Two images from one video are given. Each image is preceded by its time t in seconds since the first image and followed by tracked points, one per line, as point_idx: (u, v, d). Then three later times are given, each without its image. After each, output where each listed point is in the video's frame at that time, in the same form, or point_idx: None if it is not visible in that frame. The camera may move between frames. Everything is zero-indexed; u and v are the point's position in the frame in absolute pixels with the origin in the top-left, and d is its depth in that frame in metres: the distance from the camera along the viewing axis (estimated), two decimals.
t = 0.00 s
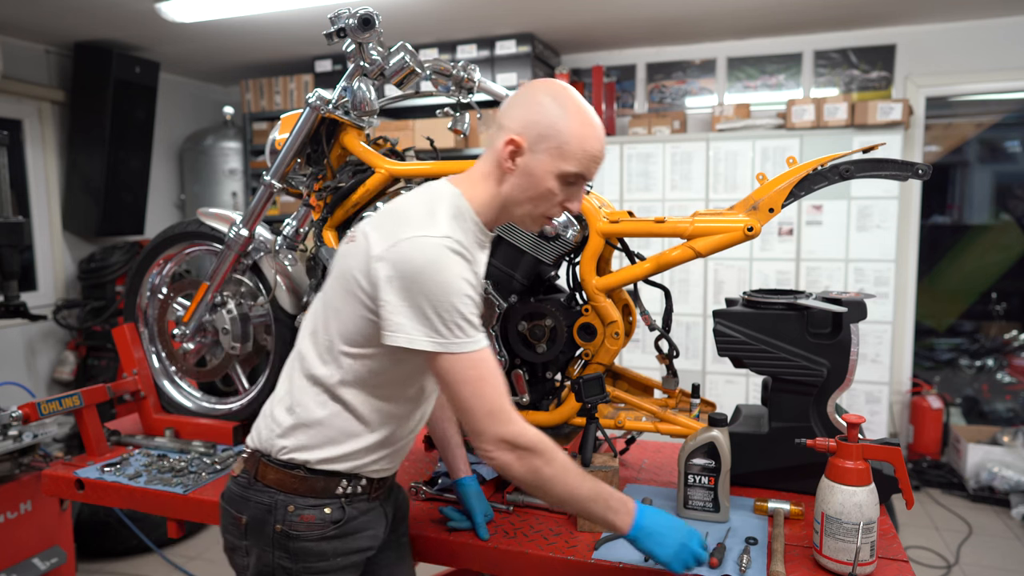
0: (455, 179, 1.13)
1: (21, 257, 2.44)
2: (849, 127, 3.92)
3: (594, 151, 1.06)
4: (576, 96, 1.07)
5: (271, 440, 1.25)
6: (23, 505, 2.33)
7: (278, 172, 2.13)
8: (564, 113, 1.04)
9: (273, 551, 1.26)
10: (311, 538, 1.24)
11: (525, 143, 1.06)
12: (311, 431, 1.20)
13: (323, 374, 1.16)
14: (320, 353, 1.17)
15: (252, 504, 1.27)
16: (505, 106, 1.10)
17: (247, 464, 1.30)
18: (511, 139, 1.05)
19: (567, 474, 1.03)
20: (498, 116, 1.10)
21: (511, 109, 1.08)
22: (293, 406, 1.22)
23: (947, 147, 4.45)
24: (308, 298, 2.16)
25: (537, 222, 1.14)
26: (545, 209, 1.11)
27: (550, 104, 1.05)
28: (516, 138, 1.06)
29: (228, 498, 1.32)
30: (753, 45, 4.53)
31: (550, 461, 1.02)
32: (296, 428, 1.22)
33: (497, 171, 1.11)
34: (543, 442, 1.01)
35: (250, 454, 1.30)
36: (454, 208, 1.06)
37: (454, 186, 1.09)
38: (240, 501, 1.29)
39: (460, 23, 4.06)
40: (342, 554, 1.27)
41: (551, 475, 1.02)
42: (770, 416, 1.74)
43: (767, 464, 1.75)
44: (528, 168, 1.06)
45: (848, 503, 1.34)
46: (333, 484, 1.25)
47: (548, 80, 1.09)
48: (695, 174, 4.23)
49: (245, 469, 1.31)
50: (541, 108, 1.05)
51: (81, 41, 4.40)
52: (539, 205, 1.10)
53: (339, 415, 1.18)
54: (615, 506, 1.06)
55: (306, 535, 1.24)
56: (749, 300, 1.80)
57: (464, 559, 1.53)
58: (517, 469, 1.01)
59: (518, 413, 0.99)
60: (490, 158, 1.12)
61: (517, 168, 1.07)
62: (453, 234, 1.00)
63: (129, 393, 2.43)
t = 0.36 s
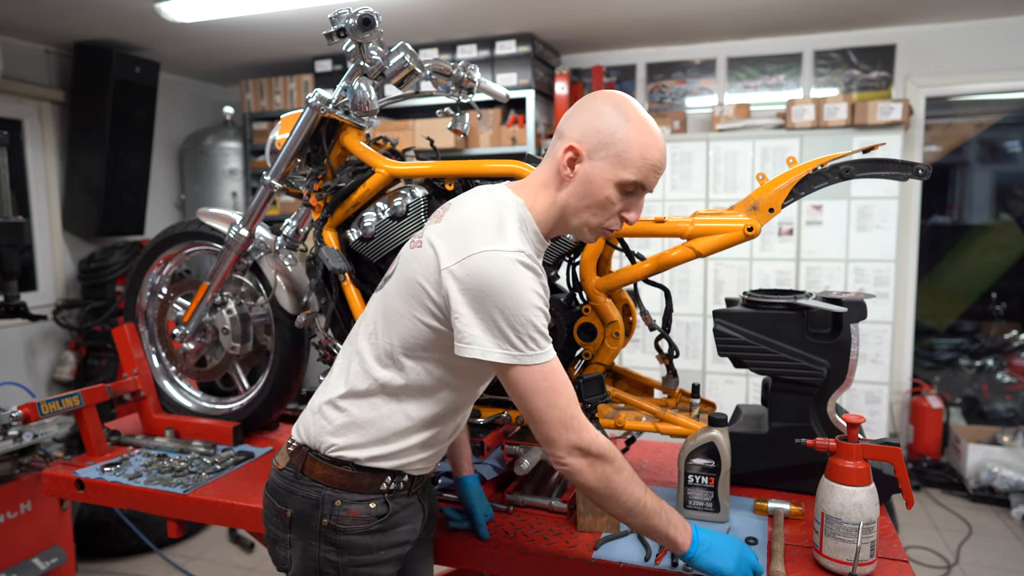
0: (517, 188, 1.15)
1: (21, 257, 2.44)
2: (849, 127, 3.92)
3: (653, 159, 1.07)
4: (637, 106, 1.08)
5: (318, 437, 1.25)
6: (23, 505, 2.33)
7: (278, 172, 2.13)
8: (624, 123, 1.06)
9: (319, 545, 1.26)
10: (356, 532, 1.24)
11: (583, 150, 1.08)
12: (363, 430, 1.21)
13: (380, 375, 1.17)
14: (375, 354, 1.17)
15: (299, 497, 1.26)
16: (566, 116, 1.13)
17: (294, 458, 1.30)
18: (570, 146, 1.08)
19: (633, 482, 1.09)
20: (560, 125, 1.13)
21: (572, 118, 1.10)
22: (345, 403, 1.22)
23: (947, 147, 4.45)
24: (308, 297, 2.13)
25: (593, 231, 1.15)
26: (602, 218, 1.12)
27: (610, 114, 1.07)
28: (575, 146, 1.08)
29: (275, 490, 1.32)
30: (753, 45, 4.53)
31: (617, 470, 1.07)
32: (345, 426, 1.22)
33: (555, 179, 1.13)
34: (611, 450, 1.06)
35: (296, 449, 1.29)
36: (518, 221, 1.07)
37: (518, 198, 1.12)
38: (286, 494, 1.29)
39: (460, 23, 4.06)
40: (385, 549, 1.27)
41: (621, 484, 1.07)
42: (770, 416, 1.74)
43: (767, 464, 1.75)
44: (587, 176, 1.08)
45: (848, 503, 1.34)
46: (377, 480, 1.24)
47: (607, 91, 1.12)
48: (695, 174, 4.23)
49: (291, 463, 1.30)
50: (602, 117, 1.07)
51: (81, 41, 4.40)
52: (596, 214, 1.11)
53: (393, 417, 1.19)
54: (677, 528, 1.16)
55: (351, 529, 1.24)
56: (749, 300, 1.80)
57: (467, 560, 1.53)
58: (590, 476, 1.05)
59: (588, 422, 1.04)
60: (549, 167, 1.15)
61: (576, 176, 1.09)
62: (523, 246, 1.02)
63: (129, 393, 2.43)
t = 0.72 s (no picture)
0: (522, 183, 1.15)
1: (21, 257, 2.44)
2: (849, 127, 3.92)
3: (657, 151, 1.08)
4: (641, 99, 1.09)
5: (330, 437, 1.25)
6: (23, 505, 2.33)
7: (278, 172, 2.13)
8: (628, 116, 1.07)
9: (337, 545, 1.26)
10: (373, 530, 1.24)
11: (588, 143, 1.09)
12: (373, 429, 1.20)
13: (387, 371, 1.16)
14: (383, 350, 1.17)
15: (313, 500, 1.26)
16: (569, 111, 1.14)
17: (306, 460, 1.29)
18: (575, 139, 1.08)
19: (613, 486, 1.05)
20: (564, 120, 1.14)
21: (577, 112, 1.11)
22: (354, 402, 1.22)
23: (948, 147, 4.45)
24: (307, 297, 2.13)
25: (598, 224, 1.14)
26: (607, 210, 1.12)
27: (614, 106, 1.07)
28: (580, 138, 1.08)
29: (289, 494, 1.32)
30: (753, 45, 4.53)
31: (597, 475, 1.03)
32: (354, 424, 1.22)
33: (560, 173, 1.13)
34: (591, 454, 1.03)
35: (308, 451, 1.29)
36: (525, 217, 1.07)
37: (524, 192, 1.12)
38: (301, 497, 1.29)
39: (460, 23, 4.06)
40: (401, 546, 1.28)
41: (599, 488, 1.04)
42: (770, 416, 1.74)
43: (767, 464, 1.75)
44: (592, 168, 1.08)
45: (848, 503, 1.34)
46: (391, 478, 1.24)
47: (610, 86, 1.13)
48: (695, 174, 4.23)
49: (304, 466, 1.30)
50: (605, 110, 1.07)
51: (81, 41, 4.40)
52: (602, 205, 1.11)
53: (401, 414, 1.19)
54: (663, 518, 1.12)
55: (368, 528, 1.24)
56: (749, 300, 1.80)
57: (465, 560, 1.53)
58: (565, 480, 1.03)
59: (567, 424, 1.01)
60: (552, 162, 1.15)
61: (580, 168, 1.09)
62: (527, 241, 1.02)
63: (129, 393, 2.43)
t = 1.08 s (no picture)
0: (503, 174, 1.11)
1: (21, 257, 2.44)
2: (849, 127, 3.93)
3: (634, 127, 1.04)
4: (617, 79, 1.06)
5: (324, 440, 1.23)
6: (23, 505, 2.33)
7: (278, 172, 2.13)
8: (603, 94, 1.03)
9: (342, 545, 1.26)
10: (375, 527, 1.24)
11: (563, 123, 1.05)
12: (356, 423, 1.19)
13: (368, 361, 1.15)
14: (363, 340, 1.16)
15: (313, 502, 1.26)
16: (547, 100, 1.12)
17: (303, 464, 1.29)
18: (549, 119, 1.05)
19: (521, 466, 0.97)
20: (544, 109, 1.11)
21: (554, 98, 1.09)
22: (339, 396, 1.21)
23: (948, 147, 4.45)
24: (308, 297, 2.13)
25: (581, 208, 1.09)
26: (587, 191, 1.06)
27: (590, 86, 1.04)
28: (555, 119, 1.05)
29: (289, 500, 1.32)
30: (753, 45, 4.53)
31: (503, 457, 0.96)
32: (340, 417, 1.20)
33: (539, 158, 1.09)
34: (500, 436, 0.95)
35: (304, 454, 1.28)
36: (499, 202, 1.04)
37: (504, 180, 1.09)
38: (301, 502, 1.29)
39: (460, 23, 4.06)
40: (405, 540, 1.28)
41: (507, 469, 0.97)
42: (770, 416, 1.74)
43: (767, 464, 1.75)
44: (567, 147, 1.04)
45: (849, 503, 1.34)
46: (389, 474, 1.24)
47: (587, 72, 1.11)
48: (695, 174, 4.23)
49: (300, 470, 1.30)
50: (581, 89, 1.04)
51: (81, 41, 4.40)
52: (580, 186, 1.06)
53: (382, 407, 1.17)
54: (587, 480, 1.01)
55: (370, 524, 1.24)
56: (749, 300, 1.80)
57: (464, 559, 1.53)
58: (467, 463, 0.96)
59: (477, 404, 0.94)
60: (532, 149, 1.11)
61: (558, 149, 1.05)
62: (494, 222, 0.98)
63: (129, 393, 2.43)
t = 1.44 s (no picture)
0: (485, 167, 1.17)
1: (21, 257, 2.44)
2: (849, 127, 3.93)
3: (587, 94, 1.05)
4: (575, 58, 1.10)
5: (320, 443, 1.22)
6: (23, 505, 2.33)
7: (278, 172, 2.13)
8: (556, 70, 1.08)
9: (343, 551, 1.25)
10: (376, 531, 1.24)
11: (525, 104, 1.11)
12: (344, 419, 1.19)
13: (353, 354, 1.16)
14: (347, 334, 1.17)
15: (313, 509, 1.26)
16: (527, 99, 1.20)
17: (302, 471, 1.29)
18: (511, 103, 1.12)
19: (504, 448, 0.95)
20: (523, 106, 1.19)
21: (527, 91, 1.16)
22: (329, 392, 1.21)
23: (948, 147, 4.45)
24: (308, 297, 2.13)
25: (542, 183, 1.08)
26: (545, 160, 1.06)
27: (548, 68, 1.10)
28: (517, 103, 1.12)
29: (290, 507, 1.32)
30: (753, 45, 4.53)
31: (486, 439, 0.94)
32: (331, 415, 1.21)
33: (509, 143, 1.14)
34: (482, 419, 0.94)
35: (304, 461, 1.28)
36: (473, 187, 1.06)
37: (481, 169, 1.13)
38: (302, 509, 1.29)
39: (460, 23, 4.06)
40: (406, 544, 1.28)
41: (490, 452, 0.95)
42: (771, 416, 1.74)
43: (768, 464, 1.75)
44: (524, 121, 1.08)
45: (848, 503, 1.34)
46: (389, 477, 1.24)
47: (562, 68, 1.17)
48: (695, 174, 4.23)
49: (300, 476, 1.30)
50: (542, 73, 1.11)
51: (81, 41, 4.40)
52: (537, 156, 1.07)
53: (368, 400, 1.17)
54: (570, 459, 1.01)
55: (371, 529, 1.24)
56: (749, 300, 1.80)
57: (464, 559, 1.53)
58: (450, 446, 0.94)
59: (457, 387, 0.92)
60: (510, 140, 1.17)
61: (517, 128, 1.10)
62: (466, 204, 0.99)
63: (129, 393, 2.43)
